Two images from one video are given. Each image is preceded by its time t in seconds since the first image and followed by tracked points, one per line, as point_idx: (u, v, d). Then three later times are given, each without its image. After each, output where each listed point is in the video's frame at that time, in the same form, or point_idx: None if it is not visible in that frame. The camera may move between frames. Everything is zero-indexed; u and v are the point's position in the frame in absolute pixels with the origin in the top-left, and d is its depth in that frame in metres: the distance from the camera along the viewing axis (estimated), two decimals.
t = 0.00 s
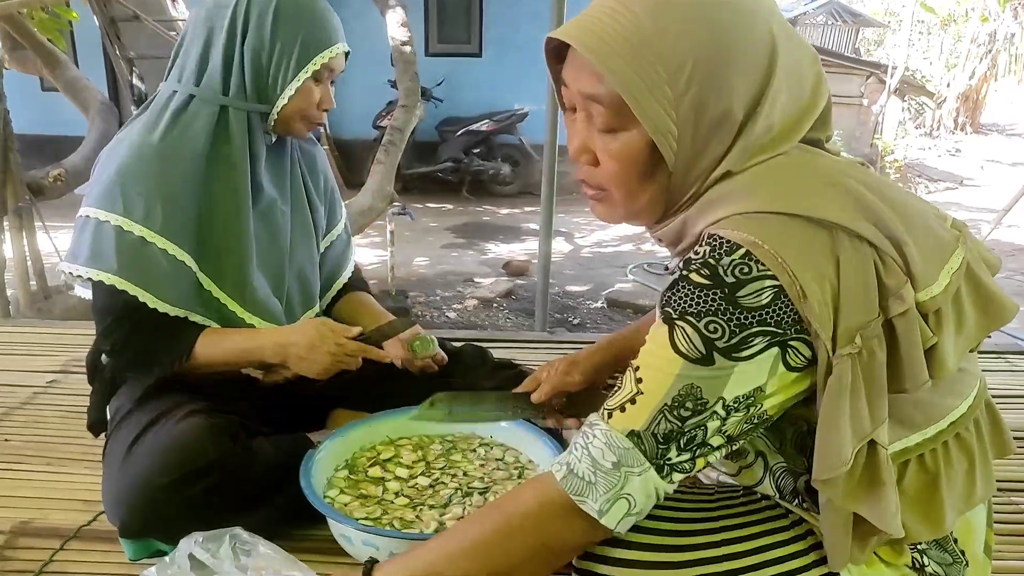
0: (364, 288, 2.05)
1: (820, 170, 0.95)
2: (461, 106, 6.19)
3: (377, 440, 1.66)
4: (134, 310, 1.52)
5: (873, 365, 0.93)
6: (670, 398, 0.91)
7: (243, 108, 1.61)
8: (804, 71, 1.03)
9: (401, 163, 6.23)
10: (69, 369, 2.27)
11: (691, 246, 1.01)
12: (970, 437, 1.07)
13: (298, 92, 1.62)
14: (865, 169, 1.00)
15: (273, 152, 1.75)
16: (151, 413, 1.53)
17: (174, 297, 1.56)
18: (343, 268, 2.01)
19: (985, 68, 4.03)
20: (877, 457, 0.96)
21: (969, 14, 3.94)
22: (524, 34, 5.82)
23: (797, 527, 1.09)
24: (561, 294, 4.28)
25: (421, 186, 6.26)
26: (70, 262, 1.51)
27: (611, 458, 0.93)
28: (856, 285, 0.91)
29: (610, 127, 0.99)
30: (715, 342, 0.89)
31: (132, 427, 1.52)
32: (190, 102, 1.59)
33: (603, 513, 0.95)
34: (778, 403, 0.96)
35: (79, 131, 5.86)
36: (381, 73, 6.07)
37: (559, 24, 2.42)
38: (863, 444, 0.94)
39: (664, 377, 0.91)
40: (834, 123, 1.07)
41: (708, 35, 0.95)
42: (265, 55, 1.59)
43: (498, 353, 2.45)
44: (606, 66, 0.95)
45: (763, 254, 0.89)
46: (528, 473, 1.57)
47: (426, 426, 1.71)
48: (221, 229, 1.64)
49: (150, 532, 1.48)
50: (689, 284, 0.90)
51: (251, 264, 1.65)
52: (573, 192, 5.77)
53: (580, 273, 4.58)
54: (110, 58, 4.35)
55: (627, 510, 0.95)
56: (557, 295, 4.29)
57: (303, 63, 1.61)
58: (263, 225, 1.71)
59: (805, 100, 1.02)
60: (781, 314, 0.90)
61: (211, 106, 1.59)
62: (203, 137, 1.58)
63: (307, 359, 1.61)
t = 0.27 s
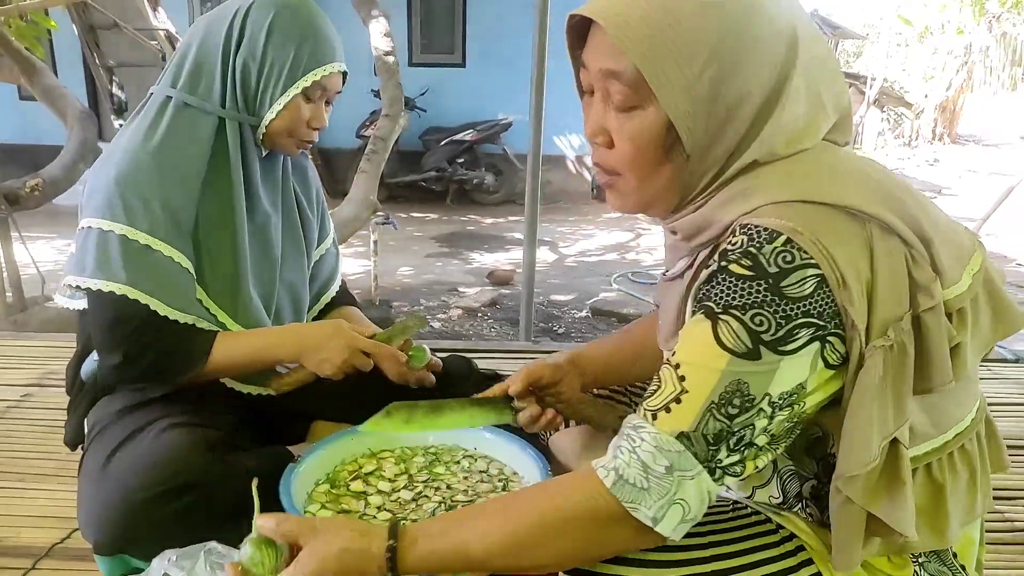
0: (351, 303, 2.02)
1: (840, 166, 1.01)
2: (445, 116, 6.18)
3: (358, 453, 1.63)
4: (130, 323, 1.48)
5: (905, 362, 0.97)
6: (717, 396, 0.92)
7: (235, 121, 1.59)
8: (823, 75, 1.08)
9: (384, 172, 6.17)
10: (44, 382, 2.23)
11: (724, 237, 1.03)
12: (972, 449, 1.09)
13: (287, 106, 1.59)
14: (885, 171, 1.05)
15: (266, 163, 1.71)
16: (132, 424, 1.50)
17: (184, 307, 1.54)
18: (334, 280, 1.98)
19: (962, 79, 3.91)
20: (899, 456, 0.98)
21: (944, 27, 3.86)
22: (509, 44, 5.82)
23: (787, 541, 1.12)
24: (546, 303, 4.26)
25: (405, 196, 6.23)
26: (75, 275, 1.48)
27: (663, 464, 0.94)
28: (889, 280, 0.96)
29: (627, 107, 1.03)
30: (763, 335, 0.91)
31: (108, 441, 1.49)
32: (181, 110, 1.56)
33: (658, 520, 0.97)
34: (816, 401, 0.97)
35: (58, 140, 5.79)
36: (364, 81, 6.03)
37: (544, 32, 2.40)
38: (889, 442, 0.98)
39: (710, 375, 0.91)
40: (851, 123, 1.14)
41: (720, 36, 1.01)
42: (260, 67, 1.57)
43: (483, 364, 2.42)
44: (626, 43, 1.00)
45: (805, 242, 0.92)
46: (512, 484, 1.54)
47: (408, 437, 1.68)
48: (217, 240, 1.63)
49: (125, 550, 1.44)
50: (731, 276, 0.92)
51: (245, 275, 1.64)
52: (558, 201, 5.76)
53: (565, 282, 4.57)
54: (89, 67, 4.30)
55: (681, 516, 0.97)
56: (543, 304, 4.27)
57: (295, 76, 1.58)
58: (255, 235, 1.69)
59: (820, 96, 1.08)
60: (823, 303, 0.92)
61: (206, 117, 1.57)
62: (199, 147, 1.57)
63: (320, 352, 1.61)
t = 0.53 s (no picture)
0: (344, 304, 1.99)
1: (900, 157, 1.10)
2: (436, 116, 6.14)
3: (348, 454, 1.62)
4: (118, 324, 1.46)
5: (964, 352, 1.05)
6: (794, 394, 1.03)
7: (229, 119, 1.57)
8: (885, 75, 1.16)
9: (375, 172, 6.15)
10: (29, 382, 2.20)
11: (785, 216, 1.11)
12: (990, 456, 1.19)
13: (281, 107, 1.56)
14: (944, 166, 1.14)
15: (260, 162, 1.69)
16: (116, 425, 1.48)
17: (175, 305, 1.51)
18: (327, 280, 1.96)
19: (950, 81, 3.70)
20: (957, 449, 1.09)
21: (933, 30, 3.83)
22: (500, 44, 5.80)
23: (790, 544, 1.18)
24: (537, 304, 4.25)
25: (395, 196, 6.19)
26: (62, 271, 1.46)
27: (747, 465, 1.05)
28: (952, 273, 1.04)
29: (681, 71, 1.13)
30: (840, 330, 1.01)
31: (93, 441, 1.47)
32: (175, 106, 1.54)
33: (738, 516, 1.07)
34: (879, 395, 1.08)
35: (43, 137, 5.73)
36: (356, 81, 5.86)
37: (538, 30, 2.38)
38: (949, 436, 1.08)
39: (788, 371, 1.02)
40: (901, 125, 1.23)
41: (789, 11, 1.07)
42: (255, 65, 1.54)
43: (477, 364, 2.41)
44: (690, 7, 1.10)
45: (883, 232, 1.01)
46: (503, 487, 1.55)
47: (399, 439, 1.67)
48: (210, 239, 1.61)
49: (109, 551, 1.42)
50: (804, 272, 1.02)
51: (238, 275, 1.62)
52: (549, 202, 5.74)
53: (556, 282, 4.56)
54: (76, 64, 4.25)
55: (760, 510, 1.07)
56: (533, 304, 4.26)
57: (291, 76, 1.55)
58: (249, 236, 1.67)
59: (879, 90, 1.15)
60: (896, 293, 1.02)
61: (201, 114, 1.56)
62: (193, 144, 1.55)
63: (312, 359, 1.58)
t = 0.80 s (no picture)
0: (347, 300, 1.99)
1: (953, 151, 1.11)
2: (440, 112, 6.13)
3: (354, 450, 1.61)
4: (122, 319, 1.46)
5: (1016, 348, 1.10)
6: (849, 402, 1.06)
7: (232, 116, 1.56)
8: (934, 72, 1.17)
9: (379, 169, 6.14)
10: (34, 378, 2.19)
11: (837, 212, 1.11)
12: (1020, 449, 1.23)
13: (282, 104, 1.55)
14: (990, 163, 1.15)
15: (264, 159, 1.69)
16: (122, 419, 1.48)
17: (178, 301, 1.51)
18: (331, 276, 1.96)
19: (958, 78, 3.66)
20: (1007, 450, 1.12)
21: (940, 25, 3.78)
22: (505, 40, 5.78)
23: (805, 542, 1.17)
24: (542, 301, 4.23)
25: (399, 192, 6.18)
26: (66, 267, 1.46)
27: (799, 471, 1.07)
28: (1005, 277, 1.07)
29: (748, 61, 1.06)
30: (896, 340, 1.03)
31: (99, 436, 1.47)
32: (179, 102, 1.54)
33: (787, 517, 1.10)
34: (925, 397, 1.10)
35: (48, 134, 5.74)
36: (361, 78, 5.84)
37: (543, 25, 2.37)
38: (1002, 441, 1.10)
39: (844, 379, 1.04)
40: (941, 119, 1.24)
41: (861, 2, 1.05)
42: (259, 61, 1.53)
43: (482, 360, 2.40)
44: None
45: (943, 241, 1.02)
46: (509, 483, 1.54)
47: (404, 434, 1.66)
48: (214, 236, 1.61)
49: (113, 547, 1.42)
50: (864, 281, 1.03)
51: (242, 271, 1.62)
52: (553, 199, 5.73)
53: (561, 279, 4.54)
54: (81, 60, 4.25)
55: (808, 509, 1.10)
56: (538, 301, 4.25)
57: (294, 73, 1.54)
58: (252, 232, 1.66)
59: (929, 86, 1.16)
60: (952, 301, 1.04)
61: (205, 110, 1.55)
62: (197, 140, 1.54)
63: (315, 353, 1.58)
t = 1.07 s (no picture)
0: (350, 301, 1.99)
1: (960, 163, 1.07)
2: (441, 113, 6.14)
3: (355, 450, 1.62)
4: (127, 318, 1.47)
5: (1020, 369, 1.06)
6: (846, 426, 1.01)
7: (232, 117, 1.57)
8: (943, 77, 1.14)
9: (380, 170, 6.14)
10: (37, 378, 2.20)
11: (842, 229, 1.07)
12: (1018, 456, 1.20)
13: (283, 104, 1.56)
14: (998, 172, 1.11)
15: (264, 160, 1.69)
16: (124, 418, 1.49)
17: (181, 299, 1.52)
18: (332, 277, 1.96)
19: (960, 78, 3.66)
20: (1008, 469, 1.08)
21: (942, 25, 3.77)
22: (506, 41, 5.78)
23: (803, 546, 1.14)
24: (543, 301, 4.23)
25: (401, 193, 6.18)
26: (68, 266, 1.46)
27: (794, 494, 1.04)
28: (1010, 294, 1.03)
29: (753, 79, 1.01)
30: (896, 364, 0.99)
31: (101, 435, 1.47)
32: (179, 103, 1.54)
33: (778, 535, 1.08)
34: (925, 416, 1.06)
35: (52, 135, 5.76)
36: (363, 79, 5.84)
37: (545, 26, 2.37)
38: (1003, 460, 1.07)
39: (843, 405, 1.00)
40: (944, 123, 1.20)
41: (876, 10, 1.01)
42: (260, 62, 1.54)
43: (483, 361, 2.40)
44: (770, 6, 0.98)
45: (949, 261, 0.97)
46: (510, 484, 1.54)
47: (404, 435, 1.66)
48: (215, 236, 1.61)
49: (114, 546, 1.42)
50: (865, 305, 0.98)
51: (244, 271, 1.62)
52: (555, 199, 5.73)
53: (562, 280, 4.55)
54: (84, 61, 4.26)
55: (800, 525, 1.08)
56: (540, 302, 4.25)
57: (296, 72, 1.55)
58: (254, 233, 1.67)
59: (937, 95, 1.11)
60: (956, 323, 0.99)
61: (206, 111, 1.56)
62: (197, 140, 1.55)
63: (318, 352, 1.59)
